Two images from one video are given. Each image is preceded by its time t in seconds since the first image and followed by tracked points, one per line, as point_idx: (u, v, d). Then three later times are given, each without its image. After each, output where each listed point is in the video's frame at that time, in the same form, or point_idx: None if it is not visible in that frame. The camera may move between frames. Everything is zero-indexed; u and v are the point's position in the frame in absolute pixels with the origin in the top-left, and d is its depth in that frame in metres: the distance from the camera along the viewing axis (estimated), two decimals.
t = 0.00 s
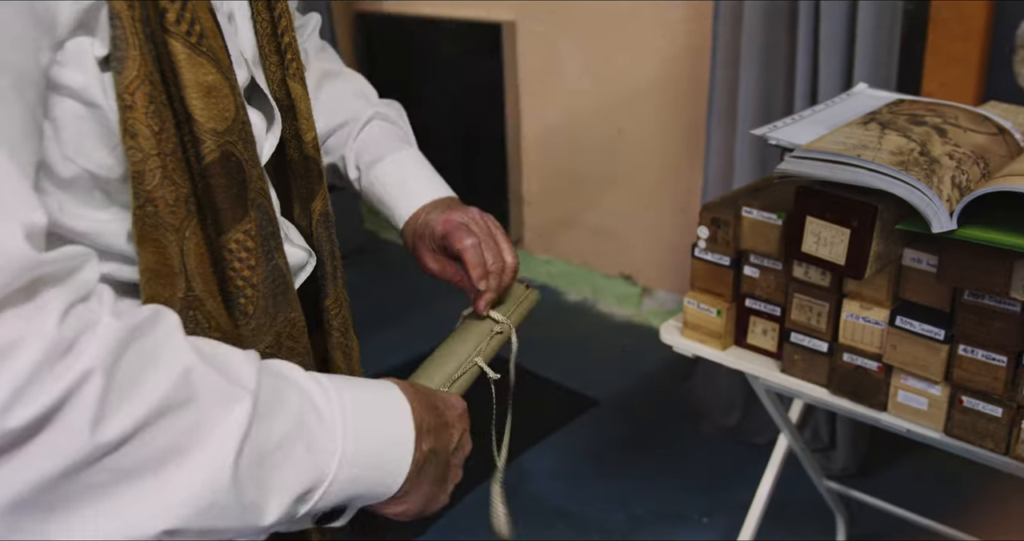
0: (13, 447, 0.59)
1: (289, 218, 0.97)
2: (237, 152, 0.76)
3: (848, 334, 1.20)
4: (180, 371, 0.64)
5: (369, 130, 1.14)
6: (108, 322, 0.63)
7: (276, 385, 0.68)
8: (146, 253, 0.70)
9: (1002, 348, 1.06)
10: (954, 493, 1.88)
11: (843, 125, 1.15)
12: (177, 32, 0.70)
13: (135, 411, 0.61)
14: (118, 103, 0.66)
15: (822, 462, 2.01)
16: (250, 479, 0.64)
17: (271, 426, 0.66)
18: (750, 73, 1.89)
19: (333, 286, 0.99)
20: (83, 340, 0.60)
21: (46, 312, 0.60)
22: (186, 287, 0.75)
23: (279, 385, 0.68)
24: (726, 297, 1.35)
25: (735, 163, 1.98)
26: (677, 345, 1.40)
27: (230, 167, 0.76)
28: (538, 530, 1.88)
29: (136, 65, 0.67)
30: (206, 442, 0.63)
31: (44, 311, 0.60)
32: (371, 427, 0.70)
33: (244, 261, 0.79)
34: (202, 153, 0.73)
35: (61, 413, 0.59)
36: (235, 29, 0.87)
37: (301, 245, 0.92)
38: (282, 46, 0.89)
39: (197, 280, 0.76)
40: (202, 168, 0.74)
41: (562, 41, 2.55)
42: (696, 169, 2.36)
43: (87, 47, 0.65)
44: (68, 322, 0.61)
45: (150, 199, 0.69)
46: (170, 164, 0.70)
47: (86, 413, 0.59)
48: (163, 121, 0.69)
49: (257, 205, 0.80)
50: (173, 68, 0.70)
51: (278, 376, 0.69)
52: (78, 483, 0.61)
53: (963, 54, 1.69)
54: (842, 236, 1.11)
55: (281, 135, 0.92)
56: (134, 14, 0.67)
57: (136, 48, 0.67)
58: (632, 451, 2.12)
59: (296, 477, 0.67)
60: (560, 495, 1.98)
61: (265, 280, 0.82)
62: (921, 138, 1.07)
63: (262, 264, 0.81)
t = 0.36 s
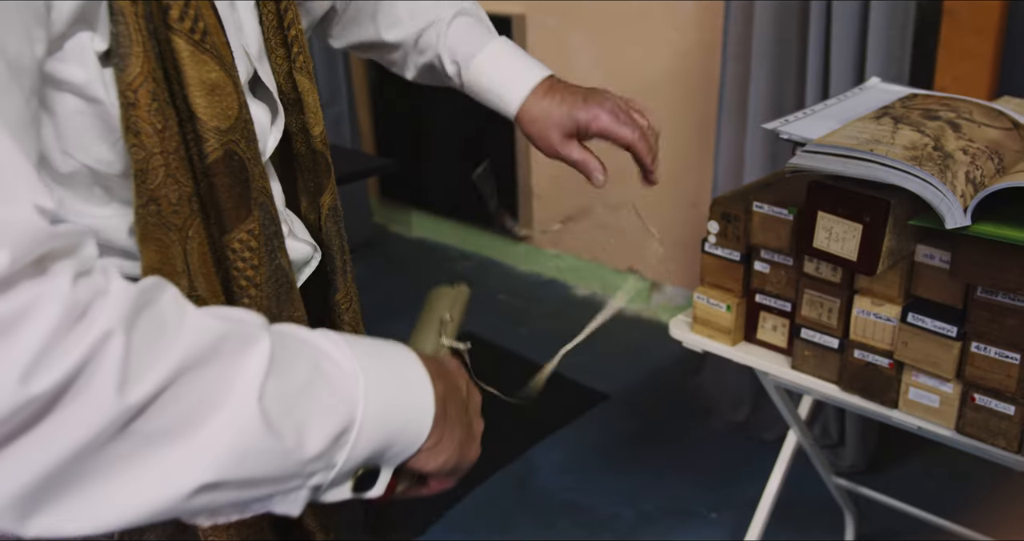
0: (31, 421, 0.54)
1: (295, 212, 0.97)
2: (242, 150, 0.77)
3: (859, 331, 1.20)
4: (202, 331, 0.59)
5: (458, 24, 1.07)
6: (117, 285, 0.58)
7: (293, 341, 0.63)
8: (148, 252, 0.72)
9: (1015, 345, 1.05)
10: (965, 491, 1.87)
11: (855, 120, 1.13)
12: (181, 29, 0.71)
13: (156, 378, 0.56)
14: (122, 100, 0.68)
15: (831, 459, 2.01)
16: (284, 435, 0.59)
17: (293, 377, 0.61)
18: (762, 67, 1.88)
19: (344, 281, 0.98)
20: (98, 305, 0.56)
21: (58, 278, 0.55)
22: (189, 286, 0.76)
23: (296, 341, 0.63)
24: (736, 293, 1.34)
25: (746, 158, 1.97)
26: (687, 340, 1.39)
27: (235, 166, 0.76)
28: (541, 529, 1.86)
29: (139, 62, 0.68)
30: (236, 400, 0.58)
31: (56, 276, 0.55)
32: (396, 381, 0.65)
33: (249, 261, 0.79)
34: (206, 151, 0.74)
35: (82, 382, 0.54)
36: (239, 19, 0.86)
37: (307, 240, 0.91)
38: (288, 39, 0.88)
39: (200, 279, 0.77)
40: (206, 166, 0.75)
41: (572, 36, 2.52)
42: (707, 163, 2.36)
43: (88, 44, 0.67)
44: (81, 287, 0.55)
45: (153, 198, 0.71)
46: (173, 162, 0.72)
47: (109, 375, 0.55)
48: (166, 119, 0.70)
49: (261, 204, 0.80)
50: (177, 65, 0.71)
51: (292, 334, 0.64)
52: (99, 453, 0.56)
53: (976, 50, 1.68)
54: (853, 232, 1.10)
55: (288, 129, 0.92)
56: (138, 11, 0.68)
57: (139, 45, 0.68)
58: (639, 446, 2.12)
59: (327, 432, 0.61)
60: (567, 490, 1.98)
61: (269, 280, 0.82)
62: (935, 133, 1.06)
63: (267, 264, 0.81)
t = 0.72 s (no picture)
0: (85, 351, 0.49)
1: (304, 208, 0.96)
2: (239, 151, 0.77)
3: (870, 329, 1.19)
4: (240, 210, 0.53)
5: (430, 99, 0.96)
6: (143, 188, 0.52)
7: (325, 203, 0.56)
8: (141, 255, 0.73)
9: None
10: (974, 490, 1.85)
11: (867, 117, 1.13)
12: (170, 28, 0.71)
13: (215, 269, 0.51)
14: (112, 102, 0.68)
15: (839, 458, 2.00)
16: (347, 293, 0.53)
17: (335, 234, 0.54)
18: (771, 65, 1.87)
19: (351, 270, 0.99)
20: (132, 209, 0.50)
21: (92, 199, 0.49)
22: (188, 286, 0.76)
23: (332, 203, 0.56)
24: (746, 290, 1.34)
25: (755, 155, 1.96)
26: (696, 338, 1.39)
27: (229, 166, 0.77)
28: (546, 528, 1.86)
29: (128, 62, 0.68)
30: (293, 268, 0.52)
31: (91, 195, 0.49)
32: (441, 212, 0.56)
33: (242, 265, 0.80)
34: (199, 152, 0.75)
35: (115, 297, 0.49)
36: (251, 15, 0.88)
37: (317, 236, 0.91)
38: (298, 35, 0.88)
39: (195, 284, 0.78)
40: (199, 167, 0.76)
41: (580, 34, 2.55)
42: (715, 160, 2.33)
43: (80, 38, 0.67)
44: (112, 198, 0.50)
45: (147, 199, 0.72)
46: (165, 164, 0.73)
47: (162, 275, 0.49)
48: (156, 120, 0.71)
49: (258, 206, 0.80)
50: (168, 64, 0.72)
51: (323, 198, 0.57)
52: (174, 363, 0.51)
53: (987, 47, 1.67)
54: (865, 230, 1.09)
55: (296, 126, 0.91)
56: (126, 11, 0.68)
57: (128, 45, 0.68)
58: (646, 444, 2.11)
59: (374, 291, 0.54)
60: (573, 487, 1.98)
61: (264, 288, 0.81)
62: (948, 130, 1.05)
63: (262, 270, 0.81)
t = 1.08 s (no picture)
0: (66, 409, 0.59)
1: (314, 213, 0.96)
2: (274, 150, 0.76)
3: (880, 336, 1.19)
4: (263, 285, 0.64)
5: (464, 56, 1.02)
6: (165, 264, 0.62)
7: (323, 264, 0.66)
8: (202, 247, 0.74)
9: None
10: (983, 497, 1.84)
11: (878, 123, 1.12)
12: (202, 36, 0.70)
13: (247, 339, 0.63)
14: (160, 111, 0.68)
15: (846, 464, 1.99)
16: (361, 330, 0.68)
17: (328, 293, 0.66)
18: (778, 69, 1.87)
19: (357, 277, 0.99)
20: (181, 289, 0.62)
21: (149, 284, 0.60)
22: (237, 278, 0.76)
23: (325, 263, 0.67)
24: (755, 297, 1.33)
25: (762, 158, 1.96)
26: (705, 344, 1.39)
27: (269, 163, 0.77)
28: (554, 531, 1.85)
29: (176, 71, 0.68)
30: (304, 333, 0.65)
31: (146, 278, 0.60)
32: (422, 258, 0.69)
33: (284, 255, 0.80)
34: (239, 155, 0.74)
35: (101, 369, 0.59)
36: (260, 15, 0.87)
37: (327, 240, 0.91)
38: (307, 32, 0.89)
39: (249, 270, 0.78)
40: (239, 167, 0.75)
41: (586, 37, 2.54)
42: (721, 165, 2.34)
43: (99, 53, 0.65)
44: (163, 276, 0.61)
45: (202, 194, 0.72)
46: (220, 158, 0.72)
47: (203, 355, 0.62)
48: (207, 123, 0.71)
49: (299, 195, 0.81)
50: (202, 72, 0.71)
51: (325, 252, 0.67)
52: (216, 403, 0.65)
53: (995, 52, 1.66)
54: (876, 236, 1.08)
55: (306, 124, 0.91)
56: (168, 21, 0.68)
57: (173, 54, 0.68)
58: (653, 449, 2.11)
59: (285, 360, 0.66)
60: (579, 491, 1.97)
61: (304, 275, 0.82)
62: (959, 136, 1.05)
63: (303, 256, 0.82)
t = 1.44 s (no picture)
0: (92, 431, 0.60)
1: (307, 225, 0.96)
2: (278, 168, 0.81)
3: (877, 350, 1.20)
4: (290, 319, 0.67)
5: (499, 43, 1.06)
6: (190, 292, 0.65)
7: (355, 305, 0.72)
8: (222, 262, 0.78)
9: None
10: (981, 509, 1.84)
11: (874, 138, 1.13)
12: (212, 58, 0.75)
13: (271, 371, 0.67)
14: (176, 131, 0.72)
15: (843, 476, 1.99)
16: (389, 368, 0.73)
17: (360, 328, 0.71)
18: (774, 81, 1.87)
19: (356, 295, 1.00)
20: (209, 321, 0.65)
21: (173, 313, 0.63)
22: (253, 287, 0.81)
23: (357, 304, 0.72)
24: (752, 311, 1.34)
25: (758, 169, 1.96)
26: (703, 358, 1.40)
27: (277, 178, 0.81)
28: None
29: (189, 93, 0.72)
30: (330, 366, 0.69)
31: (171, 307, 0.63)
32: (451, 301, 0.74)
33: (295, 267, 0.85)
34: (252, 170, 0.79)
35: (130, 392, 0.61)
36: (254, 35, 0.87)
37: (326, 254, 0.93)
38: (299, 50, 0.87)
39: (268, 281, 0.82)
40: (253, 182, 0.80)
41: (582, 48, 2.55)
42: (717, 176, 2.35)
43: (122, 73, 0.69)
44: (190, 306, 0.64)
45: (219, 213, 0.77)
46: (235, 178, 0.77)
47: (230, 384, 0.65)
48: (223, 141, 0.75)
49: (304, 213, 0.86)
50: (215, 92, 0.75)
51: (357, 295, 0.73)
52: (237, 433, 0.68)
53: (990, 65, 1.67)
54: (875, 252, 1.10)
55: (299, 139, 0.90)
56: (180, 45, 0.72)
57: (186, 76, 0.72)
58: (651, 462, 2.10)
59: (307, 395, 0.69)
60: (576, 503, 1.97)
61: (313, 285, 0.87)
62: (956, 152, 1.05)
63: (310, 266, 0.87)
